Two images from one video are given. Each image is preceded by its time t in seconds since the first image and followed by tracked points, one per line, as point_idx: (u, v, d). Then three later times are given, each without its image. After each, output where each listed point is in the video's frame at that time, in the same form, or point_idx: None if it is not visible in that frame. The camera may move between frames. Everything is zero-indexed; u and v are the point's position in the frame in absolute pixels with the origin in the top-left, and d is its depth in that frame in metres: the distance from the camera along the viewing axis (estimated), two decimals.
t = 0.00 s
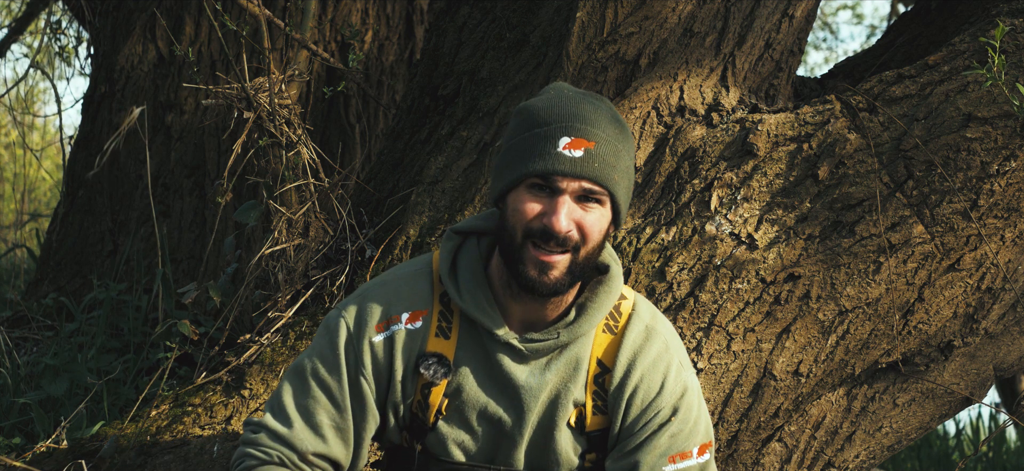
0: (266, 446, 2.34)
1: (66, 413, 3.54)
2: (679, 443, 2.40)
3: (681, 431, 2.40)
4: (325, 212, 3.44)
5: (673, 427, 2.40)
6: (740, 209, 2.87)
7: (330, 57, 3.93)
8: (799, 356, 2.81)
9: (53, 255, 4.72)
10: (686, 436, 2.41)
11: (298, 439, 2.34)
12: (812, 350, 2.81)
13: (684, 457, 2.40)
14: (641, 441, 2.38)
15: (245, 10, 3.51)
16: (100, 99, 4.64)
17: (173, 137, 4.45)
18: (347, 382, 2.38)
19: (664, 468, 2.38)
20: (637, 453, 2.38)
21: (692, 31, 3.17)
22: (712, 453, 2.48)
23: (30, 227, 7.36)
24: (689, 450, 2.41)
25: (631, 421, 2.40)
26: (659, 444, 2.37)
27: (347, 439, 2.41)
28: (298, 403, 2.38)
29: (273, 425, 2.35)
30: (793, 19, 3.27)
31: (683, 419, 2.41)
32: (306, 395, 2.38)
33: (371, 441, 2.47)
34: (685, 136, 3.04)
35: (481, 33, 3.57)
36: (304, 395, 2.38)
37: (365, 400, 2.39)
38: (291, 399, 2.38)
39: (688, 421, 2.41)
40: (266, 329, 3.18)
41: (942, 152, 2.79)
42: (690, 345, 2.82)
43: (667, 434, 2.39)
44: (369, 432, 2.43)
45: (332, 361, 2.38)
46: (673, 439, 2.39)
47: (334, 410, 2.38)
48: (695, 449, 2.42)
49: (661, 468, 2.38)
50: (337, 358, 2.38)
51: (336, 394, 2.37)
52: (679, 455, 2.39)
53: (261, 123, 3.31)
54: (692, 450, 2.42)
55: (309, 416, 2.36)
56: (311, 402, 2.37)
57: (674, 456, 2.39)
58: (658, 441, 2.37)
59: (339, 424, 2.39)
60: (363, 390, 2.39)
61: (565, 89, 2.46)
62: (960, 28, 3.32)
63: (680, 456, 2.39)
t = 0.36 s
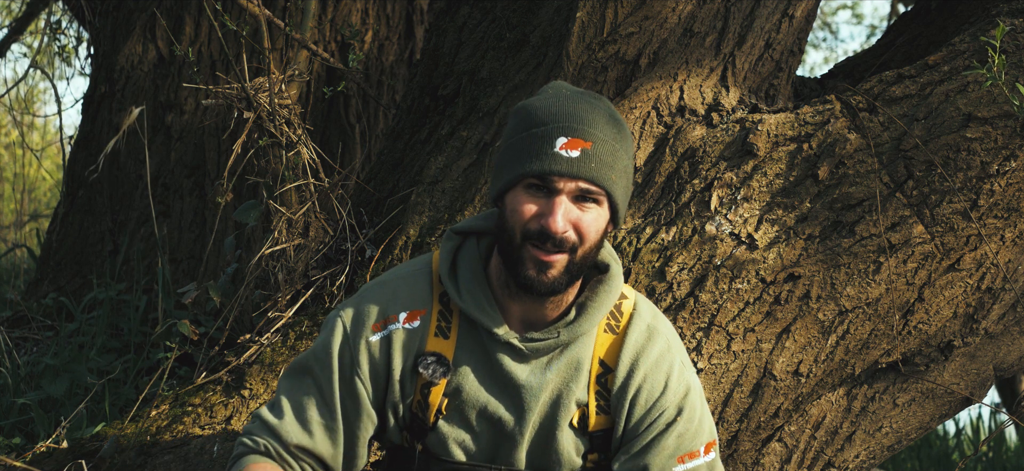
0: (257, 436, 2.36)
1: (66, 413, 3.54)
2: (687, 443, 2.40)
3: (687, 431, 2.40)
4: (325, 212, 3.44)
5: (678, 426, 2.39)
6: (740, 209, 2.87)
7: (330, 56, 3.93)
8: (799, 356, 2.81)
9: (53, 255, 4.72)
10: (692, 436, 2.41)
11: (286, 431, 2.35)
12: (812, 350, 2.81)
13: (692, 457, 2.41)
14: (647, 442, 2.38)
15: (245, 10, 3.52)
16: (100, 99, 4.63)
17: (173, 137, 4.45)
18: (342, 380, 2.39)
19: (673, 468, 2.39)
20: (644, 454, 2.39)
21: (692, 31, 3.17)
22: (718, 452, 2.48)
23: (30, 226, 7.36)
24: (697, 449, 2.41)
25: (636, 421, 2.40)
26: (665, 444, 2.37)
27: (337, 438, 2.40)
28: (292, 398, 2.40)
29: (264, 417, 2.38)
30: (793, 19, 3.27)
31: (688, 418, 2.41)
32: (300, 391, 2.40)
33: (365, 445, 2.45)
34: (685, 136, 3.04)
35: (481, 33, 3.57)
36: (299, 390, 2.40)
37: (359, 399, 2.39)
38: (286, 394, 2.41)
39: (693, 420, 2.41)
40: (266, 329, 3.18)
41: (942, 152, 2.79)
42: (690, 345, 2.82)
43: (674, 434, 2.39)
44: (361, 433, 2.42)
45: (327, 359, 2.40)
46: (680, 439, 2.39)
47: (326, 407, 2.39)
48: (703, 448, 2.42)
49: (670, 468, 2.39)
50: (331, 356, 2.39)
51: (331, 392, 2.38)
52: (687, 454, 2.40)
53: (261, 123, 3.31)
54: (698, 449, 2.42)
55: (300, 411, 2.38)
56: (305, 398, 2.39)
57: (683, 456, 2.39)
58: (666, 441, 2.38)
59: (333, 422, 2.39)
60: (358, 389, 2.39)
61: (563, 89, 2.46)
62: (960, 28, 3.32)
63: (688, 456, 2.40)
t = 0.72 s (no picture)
0: (266, 453, 2.35)
1: (66, 413, 3.54)
2: (670, 441, 2.39)
3: (674, 429, 2.40)
4: (325, 212, 3.44)
5: (665, 425, 2.39)
6: (740, 209, 2.87)
7: (330, 56, 3.93)
8: (799, 356, 2.81)
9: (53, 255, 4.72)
10: (678, 435, 2.40)
11: (294, 444, 2.34)
12: (812, 350, 2.81)
13: (674, 456, 2.40)
14: (632, 439, 2.38)
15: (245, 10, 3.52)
16: (100, 99, 4.63)
17: (173, 137, 4.45)
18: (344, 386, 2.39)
19: (654, 465, 2.37)
20: (628, 451, 2.38)
21: (692, 31, 3.17)
22: (704, 453, 2.47)
23: (29, 226, 7.34)
24: (681, 449, 2.40)
25: (624, 419, 2.40)
26: (648, 442, 2.36)
27: (345, 443, 2.40)
28: (294, 409, 2.39)
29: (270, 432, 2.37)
30: (793, 19, 3.27)
31: (676, 418, 2.40)
32: (302, 401, 2.39)
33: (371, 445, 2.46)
34: (685, 136, 3.04)
35: (481, 33, 3.57)
36: (302, 400, 2.39)
37: (362, 403, 2.40)
38: (288, 405, 2.39)
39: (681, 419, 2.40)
40: (266, 329, 3.17)
41: (942, 152, 2.79)
42: (690, 345, 2.82)
43: (659, 432, 2.38)
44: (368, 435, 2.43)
45: (328, 365, 2.39)
46: (665, 437, 2.38)
47: (330, 414, 2.38)
48: (687, 448, 2.41)
49: (650, 465, 2.37)
50: (332, 363, 2.39)
51: (334, 399, 2.38)
52: (669, 453, 2.39)
53: (261, 123, 3.31)
54: (682, 448, 2.41)
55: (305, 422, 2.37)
56: (307, 407, 2.37)
57: (665, 454, 2.38)
58: (649, 438, 2.36)
59: (338, 429, 2.39)
60: (360, 393, 2.40)
61: (554, 88, 2.46)
62: (960, 28, 3.32)
63: (670, 454, 2.39)
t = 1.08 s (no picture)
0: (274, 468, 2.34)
1: (66, 413, 3.54)
2: (668, 436, 2.40)
3: (671, 424, 2.41)
4: (325, 212, 3.44)
5: (662, 420, 2.40)
6: (740, 209, 2.87)
7: (330, 57, 3.93)
8: (799, 356, 2.81)
9: (53, 256, 4.71)
10: (675, 429, 2.41)
11: (303, 458, 2.33)
12: (812, 350, 2.81)
13: (672, 451, 2.41)
14: (630, 435, 2.39)
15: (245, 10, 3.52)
16: (100, 99, 4.63)
17: (173, 137, 4.45)
18: (344, 393, 2.38)
19: (653, 461, 2.38)
20: (626, 448, 2.38)
21: (692, 31, 3.17)
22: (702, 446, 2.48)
23: (29, 227, 7.34)
24: (679, 443, 2.41)
25: (620, 415, 2.41)
26: (647, 438, 2.37)
27: (353, 451, 2.39)
28: (299, 424, 2.38)
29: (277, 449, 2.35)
30: (793, 19, 3.27)
31: (672, 412, 2.41)
32: (306, 415, 2.38)
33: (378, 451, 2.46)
34: (685, 136, 3.04)
35: (481, 33, 3.57)
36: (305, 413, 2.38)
37: (363, 408, 2.39)
38: (293, 421, 2.38)
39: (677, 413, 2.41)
40: (267, 329, 3.17)
41: (942, 152, 2.80)
42: (690, 345, 2.82)
43: (656, 428, 2.39)
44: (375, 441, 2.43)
45: (328, 376, 2.39)
46: (662, 432, 2.40)
47: (335, 425, 2.37)
48: (685, 442, 2.42)
49: (648, 462, 2.37)
50: (333, 372, 2.38)
51: (336, 408, 2.37)
52: (668, 448, 2.40)
53: (261, 123, 3.31)
54: (681, 443, 2.42)
55: (312, 436, 2.36)
56: (312, 420, 2.36)
57: (663, 449, 2.39)
58: (647, 434, 2.37)
59: (343, 437, 2.38)
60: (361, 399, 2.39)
61: (531, 93, 2.36)
62: (960, 28, 3.32)
63: (669, 449, 2.40)
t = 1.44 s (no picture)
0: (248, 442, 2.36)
1: (66, 413, 3.54)
2: (667, 438, 2.39)
3: (669, 426, 2.39)
4: (325, 212, 3.45)
5: (660, 422, 2.39)
6: (741, 209, 2.87)
7: (330, 57, 3.93)
8: (799, 356, 2.81)
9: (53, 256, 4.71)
10: (673, 432, 2.40)
11: (276, 437, 2.36)
12: (812, 350, 2.81)
13: (670, 453, 2.40)
14: (628, 437, 2.39)
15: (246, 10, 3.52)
16: (100, 99, 4.63)
17: (173, 137, 4.45)
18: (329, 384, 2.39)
19: (650, 463, 2.37)
20: (624, 449, 2.39)
21: (692, 31, 3.17)
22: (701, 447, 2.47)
23: (29, 227, 7.33)
24: (677, 445, 2.40)
25: (618, 417, 2.40)
26: (644, 440, 2.37)
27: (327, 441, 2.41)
28: (281, 404, 2.40)
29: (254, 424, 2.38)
30: (793, 19, 3.27)
31: (671, 414, 2.40)
32: (289, 397, 2.40)
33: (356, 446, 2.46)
34: (686, 136, 3.04)
35: (481, 33, 3.57)
36: (288, 398, 2.40)
37: (346, 402, 2.40)
38: (275, 401, 2.40)
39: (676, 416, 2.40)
40: (266, 329, 3.17)
41: (942, 152, 2.80)
42: (689, 345, 2.81)
43: (654, 430, 2.38)
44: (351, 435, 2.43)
45: (316, 364, 2.40)
46: (660, 434, 2.39)
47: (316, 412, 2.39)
48: (683, 444, 2.41)
49: (646, 463, 2.37)
50: (321, 362, 2.40)
51: (319, 398, 2.39)
52: (665, 450, 2.39)
53: (261, 123, 3.31)
54: (679, 445, 2.41)
55: (291, 418, 2.38)
56: (293, 403, 2.38)
57: (661, 451, 2.38)
58: (645, 436, 2.37)
59: (319, 427, 2.40)
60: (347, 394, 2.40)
61: (547, 129, 2.19)
62: (960, 27, 3.32)
63: (666, 451, 2.39)
